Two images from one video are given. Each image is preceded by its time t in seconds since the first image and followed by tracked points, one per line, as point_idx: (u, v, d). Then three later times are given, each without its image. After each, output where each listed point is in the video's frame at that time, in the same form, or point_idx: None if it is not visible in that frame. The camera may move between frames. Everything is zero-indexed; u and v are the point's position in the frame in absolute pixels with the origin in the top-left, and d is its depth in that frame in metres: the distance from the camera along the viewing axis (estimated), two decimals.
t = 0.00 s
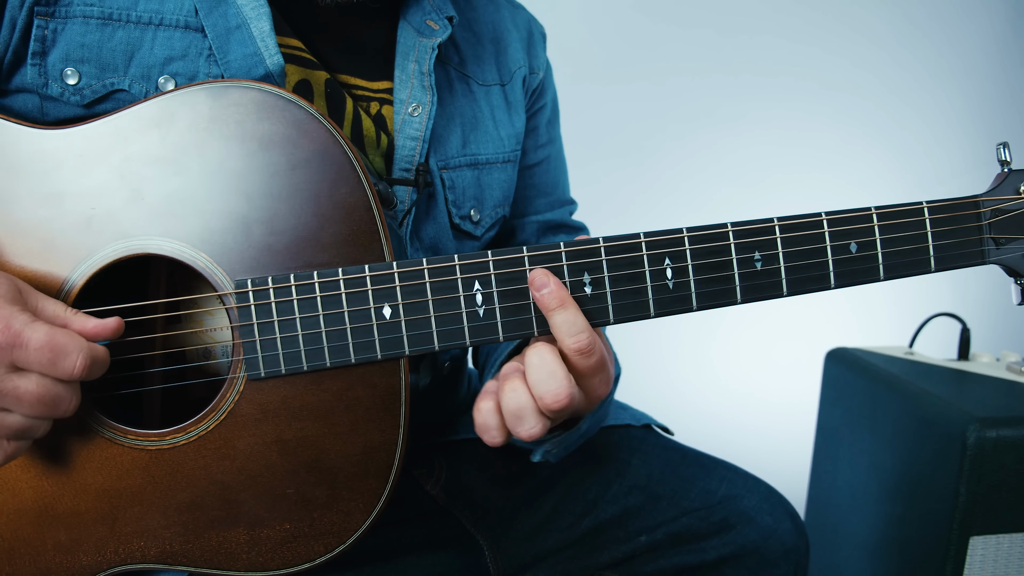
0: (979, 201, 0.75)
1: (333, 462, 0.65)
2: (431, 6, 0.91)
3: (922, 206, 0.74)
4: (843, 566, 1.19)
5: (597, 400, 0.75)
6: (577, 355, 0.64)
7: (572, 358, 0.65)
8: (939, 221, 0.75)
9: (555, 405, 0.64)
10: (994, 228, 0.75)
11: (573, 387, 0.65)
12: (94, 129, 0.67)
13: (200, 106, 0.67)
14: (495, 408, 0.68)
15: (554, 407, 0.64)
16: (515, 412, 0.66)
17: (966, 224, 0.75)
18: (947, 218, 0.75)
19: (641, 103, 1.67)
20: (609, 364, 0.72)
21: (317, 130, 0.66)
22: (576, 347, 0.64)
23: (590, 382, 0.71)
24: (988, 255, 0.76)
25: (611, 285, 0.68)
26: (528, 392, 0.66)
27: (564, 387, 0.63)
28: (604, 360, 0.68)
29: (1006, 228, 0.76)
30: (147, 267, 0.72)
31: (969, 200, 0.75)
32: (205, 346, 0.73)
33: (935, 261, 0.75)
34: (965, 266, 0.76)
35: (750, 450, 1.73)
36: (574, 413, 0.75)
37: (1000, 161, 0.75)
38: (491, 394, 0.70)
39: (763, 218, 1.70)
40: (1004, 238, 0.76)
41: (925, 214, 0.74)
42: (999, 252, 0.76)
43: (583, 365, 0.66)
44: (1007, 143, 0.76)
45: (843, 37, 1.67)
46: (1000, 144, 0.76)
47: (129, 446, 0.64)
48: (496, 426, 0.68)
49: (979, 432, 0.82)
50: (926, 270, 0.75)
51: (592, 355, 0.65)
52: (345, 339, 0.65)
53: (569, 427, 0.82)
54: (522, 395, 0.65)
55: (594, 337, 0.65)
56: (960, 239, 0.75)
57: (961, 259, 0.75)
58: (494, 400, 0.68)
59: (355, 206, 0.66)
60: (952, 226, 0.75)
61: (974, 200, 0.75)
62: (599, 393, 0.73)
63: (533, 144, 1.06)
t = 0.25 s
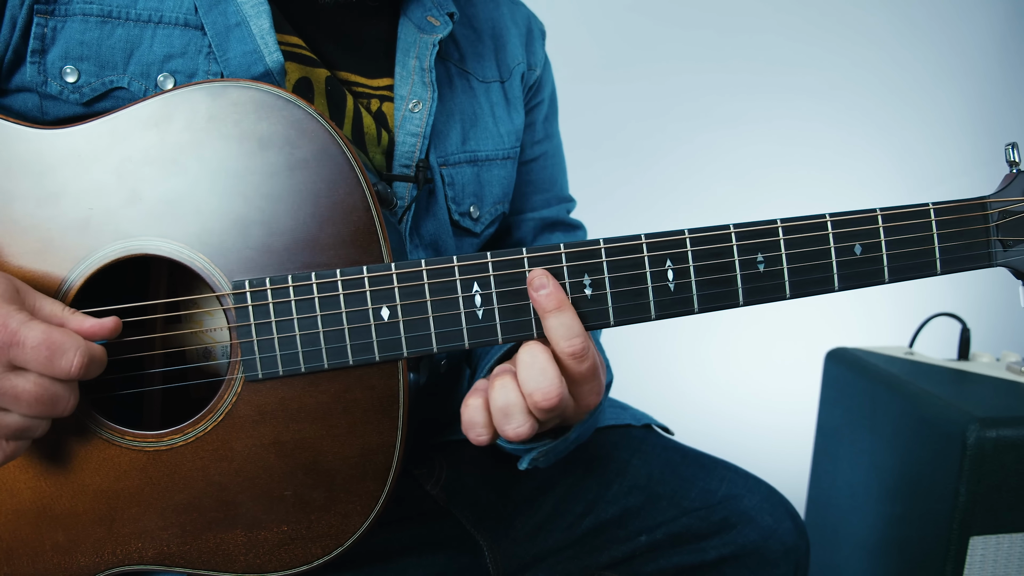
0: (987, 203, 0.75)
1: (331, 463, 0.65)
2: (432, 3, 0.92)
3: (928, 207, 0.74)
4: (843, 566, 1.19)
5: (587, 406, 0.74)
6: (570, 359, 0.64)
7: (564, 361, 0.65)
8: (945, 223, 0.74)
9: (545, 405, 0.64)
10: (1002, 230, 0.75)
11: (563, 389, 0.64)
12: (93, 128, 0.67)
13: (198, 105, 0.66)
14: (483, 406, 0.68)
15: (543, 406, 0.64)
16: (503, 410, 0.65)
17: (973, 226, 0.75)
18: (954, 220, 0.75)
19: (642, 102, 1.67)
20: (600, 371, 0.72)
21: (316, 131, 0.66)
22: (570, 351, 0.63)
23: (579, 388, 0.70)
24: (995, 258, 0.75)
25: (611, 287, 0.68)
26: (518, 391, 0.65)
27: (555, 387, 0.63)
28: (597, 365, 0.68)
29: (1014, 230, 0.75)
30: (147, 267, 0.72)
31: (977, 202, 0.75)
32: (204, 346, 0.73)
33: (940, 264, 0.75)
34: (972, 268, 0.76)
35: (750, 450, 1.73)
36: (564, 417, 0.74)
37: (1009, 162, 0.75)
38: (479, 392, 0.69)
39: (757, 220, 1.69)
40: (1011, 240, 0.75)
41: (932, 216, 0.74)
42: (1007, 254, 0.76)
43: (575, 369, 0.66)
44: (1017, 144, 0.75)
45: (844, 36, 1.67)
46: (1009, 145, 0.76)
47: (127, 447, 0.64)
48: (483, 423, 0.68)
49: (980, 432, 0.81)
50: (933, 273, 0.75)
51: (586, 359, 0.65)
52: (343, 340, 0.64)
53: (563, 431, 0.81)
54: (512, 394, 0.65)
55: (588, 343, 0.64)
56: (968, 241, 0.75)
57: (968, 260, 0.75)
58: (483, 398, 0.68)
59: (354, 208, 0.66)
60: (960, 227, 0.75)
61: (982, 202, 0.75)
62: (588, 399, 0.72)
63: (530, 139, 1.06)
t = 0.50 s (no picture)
0: (981, 203, 0.75)
1: (331, 463, 0.65)
2: (430, 4, 0.92)
3: (924, 207, 0.74)
4: (843, 566, 1.19)
5: (597, 403, 0.74)
6: (575, 356, 0.64)
7: (569, 359, 0.65)
8: (940, 222, 0.75)
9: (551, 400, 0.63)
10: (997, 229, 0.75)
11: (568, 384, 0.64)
12: (93, 129, 0.67)
13: (198, 106, 0.66)
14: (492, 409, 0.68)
15: (547, 401, 0.63)
16: (511, 410, 0.65)
17: (968, 225, 0.75)
18: (950, 218, 0.75)
19: (641, 103, 1.67)
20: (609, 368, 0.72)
21: (315, 131, 0.66)
22: (574, 348, 0.63)
23: (588, 385, 0.70)
24: (990, 257, 0.75)
25: (610, 286, 0.68)
26: (524, 390, 0.65)
27: (558, 381, 0.63)
28: (603, 360, 0.67)
29: (1009, 229, 0.75)
30: (148, 267, 0.72)
31: (971, 201, 0.75)
32: (204, 346, 0.73)
33: (935, 263, 0.75)
34: (967, 267, 0.76)
35: (751, 450, 1.73)
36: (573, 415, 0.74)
37: (1003, 162, 0.75)
38: (488, 395, 0.69)
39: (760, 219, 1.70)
40: (1006, 239, 0.75)
41: (928, 216, 0.74)
42: (1002, 253, 0.76)
43: (581, 366, 0.66)
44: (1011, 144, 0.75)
45: (843, 36, 1.67)
46: (1003, 144, 0.75)
47: (127, 447, 0.64)
48: (494, 427, 0.67)
49: (979, 432, 0.82)
50: (928, 272, 0.75)
51: (589, 353, 0.64)
52: (343, 340, 0.65)
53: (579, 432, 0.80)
54: (518, 393, 0.65)
55: (591, 338, 0.64)
56: (962, 240, 0.75)
57: (962, 260, 0.75)
58: (492, 402, 0.68)
59: (354, 207, 0.66)
60: (956, 226, 0.75)
61: (976, 202, 0.75)
62: (597, 396, 0.72)
63: (535, 142, 1.06)
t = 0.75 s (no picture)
0: (977, 207, 0.76)
1: (333, 463, 0.65)
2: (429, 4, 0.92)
3: (921, 211, 0.74)
4: (843, 566, 1.19)
5: (586, 408, 0.74)
6: (570, 359, 0.64)
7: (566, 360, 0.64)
8: (937, 227, 0.74)
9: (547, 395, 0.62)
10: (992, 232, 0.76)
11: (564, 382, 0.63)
12: (96, 130, 0.67)
13: (201, 107, 0.66)
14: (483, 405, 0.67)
15: (543, 394, 0.62)
16: (504, 403, 0.64)
17: (965, 228, 0.75)
18: (947, 222, 0.75)
19: (642, 103, 1.67)
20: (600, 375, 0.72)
21: (318, 133, 0.66)
22: (570, 351, 0.63)
23: (579, 388, 0.70)
24: (986, 260, 0.76)
25: (611, 288, 0.68)
26: (518, 384, 0.65)
27: (556, 376, 0.62)
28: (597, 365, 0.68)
29: (1005, 232, 0.76)
30: (149, 268, 0.72)
31: (968, 205, 0.75)
32: (204, 346, 0.73)
33: (933, 265, 0.75)
34: (964, 270, 0.76)
35: (751, 450, 1.73)
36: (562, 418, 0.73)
37: (998, 166, 0.76)
38: (479, 391, 0.68)
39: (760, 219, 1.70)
40: (1001, 243, 0.76)
41: (924, 220, 0.74)
42: (997, 256, 0.76)
43: (577, 368, 0.65)
44: (1006, 149, 0.76)
45: (843, 36, 1.67)
46: (998, 149, 0.76)
47: (130, 446, 0.64)
48: (483, 421, 0.66)
49: (979, 432, 0.82)
50: (925, 275, 0.75)
51: (587, 356, 0.64)
52: (346, 341, 0.65)
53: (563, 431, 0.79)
54: (513, 387, 0.64)
55: (588, 343, 0.64)
56: (959, 243, 0.75)
57: (959, 263, 0.75)
58: (483, 397, 0.67)
59: (356, 208, 0.66)
60: (951, 231, 0.75)
61: (972, 206, 0.75)
62: (587, 403, 0.72)
63: (536, 142, 1.06)
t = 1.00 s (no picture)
0: (975, 208, 0.76)
1: (335, 463, 0.65)
2: (430, 4, 0.92)
3: (919, 212, 0.74)
4: (843, 565, 1.19)
5: (565, 414, 0.74)
6: (558, 364, 0.63)
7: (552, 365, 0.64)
8: (935, 228, 0.74)
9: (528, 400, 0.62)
10: (989, 234, 0.76)
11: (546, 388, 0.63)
12: (98, 131, 0.67)
13: (203, 108, 0.66)
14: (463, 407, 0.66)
15: (525, 398, 0.62)
16: (485, 405, 0.64)
17: (961, 230, 0.75)
18: (942, 224, 0.74)
19: (642, 103, 1.67)
20: (582, 382, 0.72)
21: (319, 133, 0.66)
22: (557, 356, 0.63)
23: (561, 395, 0.71)
24: (983, 262, 0.76)
25: (612, 288, 0.68)
26: (500, 386, 0.64)
27: (539, 382, 0.62)
28: (582, 373, 0.67)
29: (1000, 234, 0.76)
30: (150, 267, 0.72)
31: (965, 206, 0.75)
32: (205, 347, 0.73)
33: (929, 267, 0.75)
34: (961, 271, 0.76)
35: (751, 450, 1.73)
36: (541, 421, 0.74)
37: (995, 168, 0.76)
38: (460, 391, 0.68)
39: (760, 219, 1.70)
40: (998, 244, 0.76)
41: (922, 221, 0.74)
42: (994, 257, 0.76)
43: (562, 374, 0.65)
44: (1001, 150, 0.76)
45: (843, 36, 1.67)
46: (995, 150, 0.76)
47: (132, 447, 0.64)
48: (461, 423, 0.66)
49: (979, 432, 0.82)
50: (922, 276, 0.75)
51: (574, 363, 0.64)
52: (348, 341, 0.65)
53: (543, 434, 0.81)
54: (496, 389, 0.64)
55: (576, 350, 0.64)
56: (956, 245, 0.75)
57: (956, 264, 0.75)
58: (464, 398, 0.66)
59: (359, 208, 0.66)
60: (948, 232, 0.75)
61: (969, 207, 0.75)
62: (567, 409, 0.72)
63: (536, 142, 1.06)
